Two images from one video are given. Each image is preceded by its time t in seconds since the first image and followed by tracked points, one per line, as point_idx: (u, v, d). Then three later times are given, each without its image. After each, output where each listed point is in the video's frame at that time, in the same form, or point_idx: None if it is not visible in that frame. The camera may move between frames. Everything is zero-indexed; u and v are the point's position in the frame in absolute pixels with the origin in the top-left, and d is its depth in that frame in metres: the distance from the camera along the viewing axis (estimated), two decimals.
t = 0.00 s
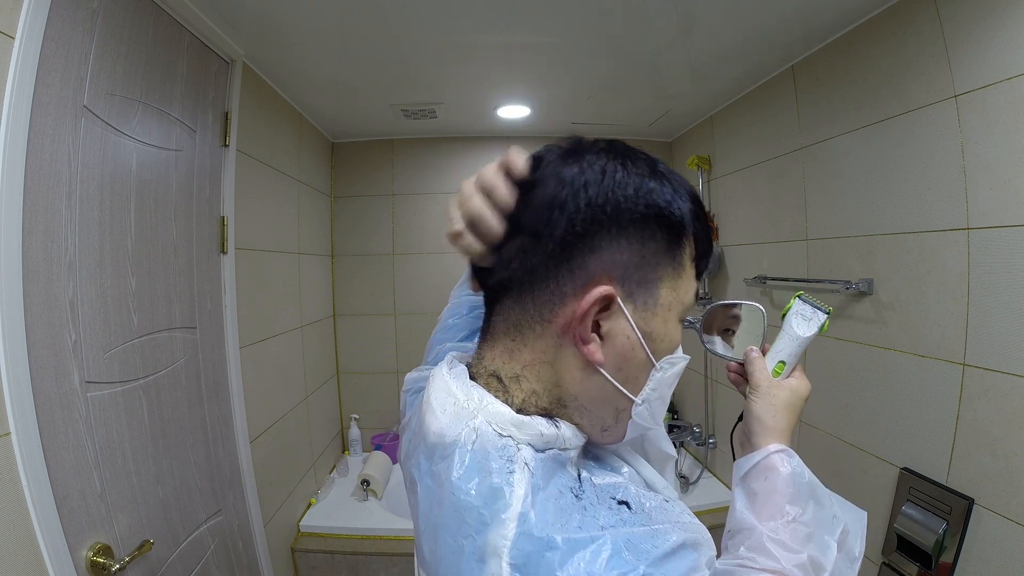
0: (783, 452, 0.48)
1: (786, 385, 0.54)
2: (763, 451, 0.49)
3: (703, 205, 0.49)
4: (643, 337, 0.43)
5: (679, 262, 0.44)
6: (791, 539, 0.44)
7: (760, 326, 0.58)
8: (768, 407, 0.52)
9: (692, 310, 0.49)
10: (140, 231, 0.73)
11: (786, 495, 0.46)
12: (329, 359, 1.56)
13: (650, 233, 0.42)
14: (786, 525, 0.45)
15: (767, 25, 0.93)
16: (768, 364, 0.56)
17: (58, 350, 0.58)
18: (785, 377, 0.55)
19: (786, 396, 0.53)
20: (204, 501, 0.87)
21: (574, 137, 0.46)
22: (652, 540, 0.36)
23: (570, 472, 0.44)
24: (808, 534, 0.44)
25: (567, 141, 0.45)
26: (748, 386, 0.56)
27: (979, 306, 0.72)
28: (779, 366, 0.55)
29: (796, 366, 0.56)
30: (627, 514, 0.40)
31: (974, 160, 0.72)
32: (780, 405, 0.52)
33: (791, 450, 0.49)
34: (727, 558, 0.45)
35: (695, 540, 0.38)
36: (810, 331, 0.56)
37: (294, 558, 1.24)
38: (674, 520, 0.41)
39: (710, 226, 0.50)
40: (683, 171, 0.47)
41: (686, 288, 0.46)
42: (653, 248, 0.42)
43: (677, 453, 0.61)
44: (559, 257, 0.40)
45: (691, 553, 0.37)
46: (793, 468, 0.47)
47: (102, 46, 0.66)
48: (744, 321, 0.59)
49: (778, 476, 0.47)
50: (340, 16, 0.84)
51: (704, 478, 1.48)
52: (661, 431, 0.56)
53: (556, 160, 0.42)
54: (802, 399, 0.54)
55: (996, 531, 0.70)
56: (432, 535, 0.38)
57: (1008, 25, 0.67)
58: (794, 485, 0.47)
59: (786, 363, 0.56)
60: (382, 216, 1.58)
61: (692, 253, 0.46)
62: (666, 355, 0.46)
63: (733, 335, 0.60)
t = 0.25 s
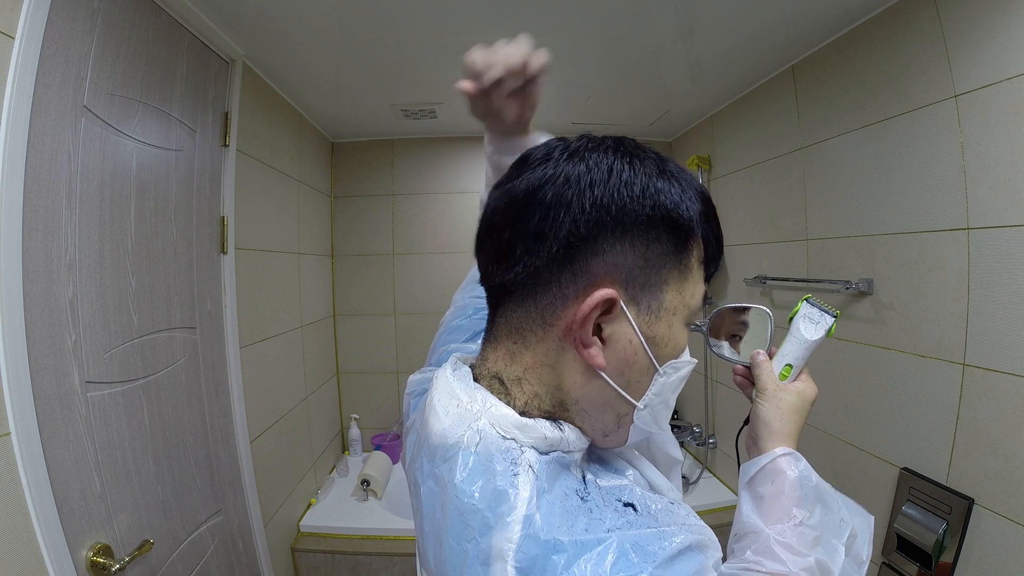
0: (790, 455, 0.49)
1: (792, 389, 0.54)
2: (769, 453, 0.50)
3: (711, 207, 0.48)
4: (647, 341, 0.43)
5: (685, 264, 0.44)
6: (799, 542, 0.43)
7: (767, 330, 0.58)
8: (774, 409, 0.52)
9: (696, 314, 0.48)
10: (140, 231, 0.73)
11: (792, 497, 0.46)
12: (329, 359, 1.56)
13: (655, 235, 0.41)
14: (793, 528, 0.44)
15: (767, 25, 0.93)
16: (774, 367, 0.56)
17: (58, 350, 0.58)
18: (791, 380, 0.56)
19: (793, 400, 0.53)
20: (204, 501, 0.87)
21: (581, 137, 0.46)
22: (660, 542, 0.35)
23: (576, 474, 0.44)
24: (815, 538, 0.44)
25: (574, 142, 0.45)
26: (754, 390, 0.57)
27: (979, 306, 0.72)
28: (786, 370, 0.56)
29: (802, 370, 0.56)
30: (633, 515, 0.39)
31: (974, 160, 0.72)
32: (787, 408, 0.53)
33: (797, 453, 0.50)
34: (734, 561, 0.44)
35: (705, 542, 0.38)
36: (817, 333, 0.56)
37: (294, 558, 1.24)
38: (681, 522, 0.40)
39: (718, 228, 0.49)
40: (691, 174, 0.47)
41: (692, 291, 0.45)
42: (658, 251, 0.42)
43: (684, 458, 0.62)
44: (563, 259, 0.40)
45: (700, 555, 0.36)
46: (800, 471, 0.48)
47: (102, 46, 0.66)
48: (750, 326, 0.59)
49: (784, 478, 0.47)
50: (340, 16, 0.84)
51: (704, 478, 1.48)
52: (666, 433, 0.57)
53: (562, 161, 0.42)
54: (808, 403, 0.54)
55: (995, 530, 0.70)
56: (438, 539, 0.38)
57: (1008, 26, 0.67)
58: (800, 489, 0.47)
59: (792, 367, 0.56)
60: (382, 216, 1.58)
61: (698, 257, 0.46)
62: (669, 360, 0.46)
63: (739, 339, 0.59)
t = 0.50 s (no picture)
0: (788, 453, 0.49)
1: (791, 387, 0.55)
2: (768, 451, 0.50)
3: (710, 206, 0.49)
4: (651, 338, 0.43)
5: (686, 264, 0.44)
6: (798, 539, 0.43)
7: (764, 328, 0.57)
8: (773, 408, 0.53)
9: (697, 313, 0.49)
10: (140, 231, 0.73)
11: (791, 495, 0.46)
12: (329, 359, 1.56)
13: (658, 235, 0.42)
14: (792, 525, 0.44)
15: (767, 25, 0.93)
16: (772, 366, 0.56)
17: (59, 350, 0.58)
18: (789, 379, 0.55)
19: (791, 398, 0.54)
20: (204, 501, 0.87)
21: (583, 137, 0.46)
22: (665, 539, 0.35)
23: (580, 471, 0.44)
24: (814, 535, 0.44)
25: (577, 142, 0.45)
26: (753, 388, 0.57)
27: (979, 306, 0.72)
28: (784, 368, 0.56)
29: (798, 368, 0.56)
30: (638, 512, 0.39)
31: (974, 160, 0.72)
32: (785, 406, 0.53)
33: (796, 451, 0.50)
34: (733, 559, 0.44)
35: (710, 539, 0.38)
36: (814, 332, 0.55)
37: (294, 558, 1.24)
38: (686, 520, 0.40)
39: (718, 229, 0.50)
40: (691, 174, 0.47)
41: (693, 290, 0.46)
42: (661, 250, 0.42)
43: (686, 453, 0.62)
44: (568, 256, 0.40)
45: (705, 553, 0.36)
46: (798, 469, 0.48)
47: (102, 46, 0.66)
48: (746, 322, 0.58)
49: (782, 476, 0.48)
50: (340, 16, 0.84)
51: (705, 478, 1.48)
52: (669, 430, 0.57)
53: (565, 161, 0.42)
54: (806, 401, 0.55)
55: (995, 530, 0.70)
56: (443, 534, 0.38)
57: (1008, 26, 0.67)
58: (799, 486, 0.47)
59: (790, 365, 0.56)
60: (382, 216, 1.58)
61: (700, 255, 0.46)
62: (672, 357, 0.46)
63: (735, 336, 0.59)
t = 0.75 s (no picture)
0: (798, 458, 0.49)
1: (800, 393, 0.54)
2: (778, 456, 0.50)
3: (729, 210, 0.48)
4: (665, 350, 0.43)
5: (705, 273, 0.44)
6: (808, 545, 0.44)
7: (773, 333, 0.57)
8: (784, 414, 0.52)
9: (711, 321, 0.49)
10: (140, 231, 0.73)
11: (801, 501, 0.47)
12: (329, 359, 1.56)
13: (678, 243, 0.41)
14: (802, 530, 0.45)
15: (767, 25, 0.93)
16: (782, 371, 0.56)
17: (59, 350, 0.58)
18: (798, 384, 0.55)
19: (801, 405, 0.54)
20: (204, 501, 0.87)
21: (603, 135, 0.45)
22: (680, 547, 0.35)
23: (590, 478, 0.44)
24: (823, 540, 0.44)
25: (597, 141, 0.43)
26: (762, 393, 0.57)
27: (980, 306, 0.72)
28: (794, 373, 0.56)
29: (808, 374, 0.56)
30: (651, 520, 0.39)
31: (974, 160, 0.72)
32: (796, 412, 0.52)
33: (805, 456, 0.50)
34: (743, 563, 0.44)
35: (723, 544, 0.38)
36: (826, 339, 0.55)
37: (294, 558, 1.24)
38: (699, 527, 0.40)
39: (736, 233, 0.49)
40: (711, 176, 0.46)
41: (709, 299, 0.46)
42: (680, 260, 0.42)
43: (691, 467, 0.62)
44: (587, 266, 0.40)
45: (719, 560, 0.36)
46: (808, 475, 0.48)
47: (102, 46, 0.66)
48: (750, 326, 0.57)
49: (792, 481, 0.48)
50: (340, 16, 0.84)
51: (705, 478, 1.48)
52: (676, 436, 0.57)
53: (586, 163, 0.41)
54: (814, 406, 0.55)
55: (995, 531, 0.70)
56: (455, 546, 0.37)
57: (1008, 26, 0.67)
58: (809, 492, 0.47)
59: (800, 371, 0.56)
60: (382, 216, 1.58)
61: (716, 262, 0.46)
62: (685, 366, 0.46)
63: (739, 340, 0.58)
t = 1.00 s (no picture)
0: (793, 456, 0.49)
1: (795, 391, 0.54)
2: (773, 454, 0.50)
3: (725, 212, 0.49)
4: (662, 345, 0.43)
5: (701, 272, 0.44)
6: (804, 540, 0.44)
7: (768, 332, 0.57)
8: (779, 411, 0.52)
9: (708, 319, 0.49)
10: (140, 231, 0.73)
11: (797, 497, 0.46)
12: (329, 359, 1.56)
13: (675, 242, 0.42)
14: (798, 527, 0.45)
15: (767, 25, 0.93)
16: (776, 370, 0.56)
17: (58, 350, 0.58)
18: (792, 382, 0.56)
19: (796, 403, 0.54)
20: (204, 501, 0.87)
21: (601, 138, 0.45)
22: (679, 539, 0.35)
23: (590, 472, 0.44)
24: (819, 536, 0.44)
25: (595, 143, 0.44)
26: (757, 392, 0.57)
27: (980, 306, 0.72)
28: (788, 372, 0.56)
29: (803, 372, 0.56)
30: (650, 511, 0.40)
31: (973, 160, 0.72)
32: (791, 410, 0.53)
33: (801, 454, 0.50)
34: (741, 560, 0.45)
35: (722, 538, 0.38)
36: (819, 337, 0.55)
37: (294, 558, 1.24)
38: (699, 520, 0.40)
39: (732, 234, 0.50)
40: (707, 178, 0.47)
41: (705, 298, 0.46)
42: (677, 258, 0.42)
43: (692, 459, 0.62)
44: (585, 264, 0.40)
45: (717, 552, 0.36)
46: (803, 471, 0.48)
47: (102, 46, 0.66)
48: (748, 327, 0.57)
49: (787, 478, 0.48)
50: (340, 16, 0.84)
51: (704, 478, 1.48)
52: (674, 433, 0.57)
53: (583, 164, 0.41)
54: (810, 404, 0.55)
55: (995, 530, 0.71)
56: (454, 536, 0.37)
57: (1008, 26, 0.67)
58: (805, 488, 0.47)
59: (795, 369, 0.56)
60: (382, 216, 1.58)
61: (713, 262, 0.46)
62: (682, 363, 0.46)
63: (737, 342, 0.58)
